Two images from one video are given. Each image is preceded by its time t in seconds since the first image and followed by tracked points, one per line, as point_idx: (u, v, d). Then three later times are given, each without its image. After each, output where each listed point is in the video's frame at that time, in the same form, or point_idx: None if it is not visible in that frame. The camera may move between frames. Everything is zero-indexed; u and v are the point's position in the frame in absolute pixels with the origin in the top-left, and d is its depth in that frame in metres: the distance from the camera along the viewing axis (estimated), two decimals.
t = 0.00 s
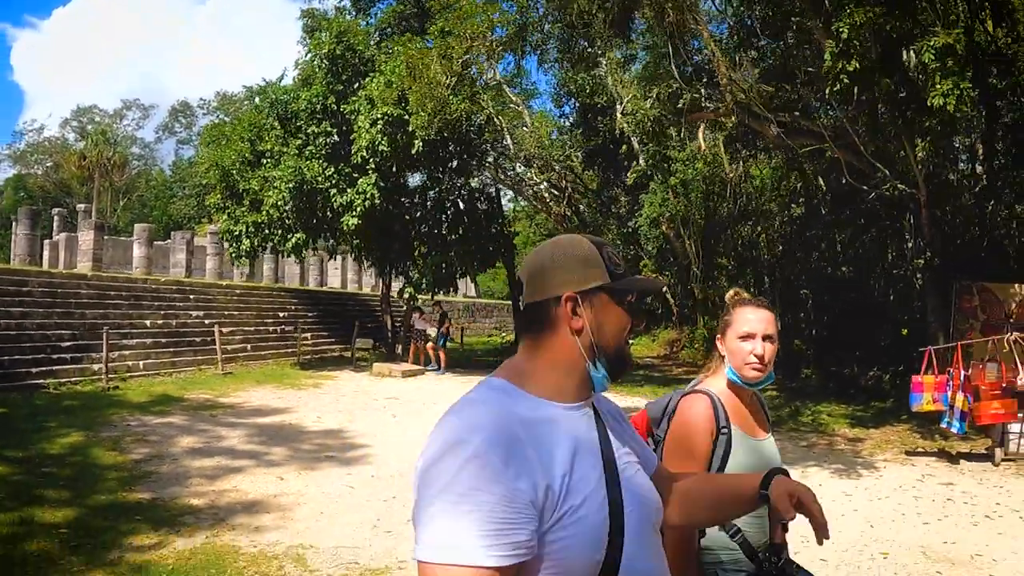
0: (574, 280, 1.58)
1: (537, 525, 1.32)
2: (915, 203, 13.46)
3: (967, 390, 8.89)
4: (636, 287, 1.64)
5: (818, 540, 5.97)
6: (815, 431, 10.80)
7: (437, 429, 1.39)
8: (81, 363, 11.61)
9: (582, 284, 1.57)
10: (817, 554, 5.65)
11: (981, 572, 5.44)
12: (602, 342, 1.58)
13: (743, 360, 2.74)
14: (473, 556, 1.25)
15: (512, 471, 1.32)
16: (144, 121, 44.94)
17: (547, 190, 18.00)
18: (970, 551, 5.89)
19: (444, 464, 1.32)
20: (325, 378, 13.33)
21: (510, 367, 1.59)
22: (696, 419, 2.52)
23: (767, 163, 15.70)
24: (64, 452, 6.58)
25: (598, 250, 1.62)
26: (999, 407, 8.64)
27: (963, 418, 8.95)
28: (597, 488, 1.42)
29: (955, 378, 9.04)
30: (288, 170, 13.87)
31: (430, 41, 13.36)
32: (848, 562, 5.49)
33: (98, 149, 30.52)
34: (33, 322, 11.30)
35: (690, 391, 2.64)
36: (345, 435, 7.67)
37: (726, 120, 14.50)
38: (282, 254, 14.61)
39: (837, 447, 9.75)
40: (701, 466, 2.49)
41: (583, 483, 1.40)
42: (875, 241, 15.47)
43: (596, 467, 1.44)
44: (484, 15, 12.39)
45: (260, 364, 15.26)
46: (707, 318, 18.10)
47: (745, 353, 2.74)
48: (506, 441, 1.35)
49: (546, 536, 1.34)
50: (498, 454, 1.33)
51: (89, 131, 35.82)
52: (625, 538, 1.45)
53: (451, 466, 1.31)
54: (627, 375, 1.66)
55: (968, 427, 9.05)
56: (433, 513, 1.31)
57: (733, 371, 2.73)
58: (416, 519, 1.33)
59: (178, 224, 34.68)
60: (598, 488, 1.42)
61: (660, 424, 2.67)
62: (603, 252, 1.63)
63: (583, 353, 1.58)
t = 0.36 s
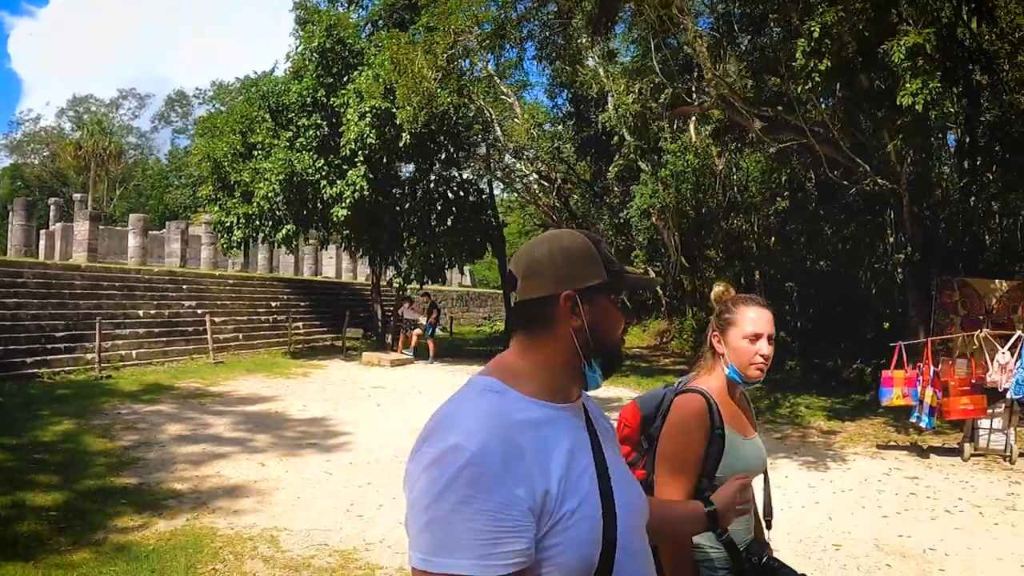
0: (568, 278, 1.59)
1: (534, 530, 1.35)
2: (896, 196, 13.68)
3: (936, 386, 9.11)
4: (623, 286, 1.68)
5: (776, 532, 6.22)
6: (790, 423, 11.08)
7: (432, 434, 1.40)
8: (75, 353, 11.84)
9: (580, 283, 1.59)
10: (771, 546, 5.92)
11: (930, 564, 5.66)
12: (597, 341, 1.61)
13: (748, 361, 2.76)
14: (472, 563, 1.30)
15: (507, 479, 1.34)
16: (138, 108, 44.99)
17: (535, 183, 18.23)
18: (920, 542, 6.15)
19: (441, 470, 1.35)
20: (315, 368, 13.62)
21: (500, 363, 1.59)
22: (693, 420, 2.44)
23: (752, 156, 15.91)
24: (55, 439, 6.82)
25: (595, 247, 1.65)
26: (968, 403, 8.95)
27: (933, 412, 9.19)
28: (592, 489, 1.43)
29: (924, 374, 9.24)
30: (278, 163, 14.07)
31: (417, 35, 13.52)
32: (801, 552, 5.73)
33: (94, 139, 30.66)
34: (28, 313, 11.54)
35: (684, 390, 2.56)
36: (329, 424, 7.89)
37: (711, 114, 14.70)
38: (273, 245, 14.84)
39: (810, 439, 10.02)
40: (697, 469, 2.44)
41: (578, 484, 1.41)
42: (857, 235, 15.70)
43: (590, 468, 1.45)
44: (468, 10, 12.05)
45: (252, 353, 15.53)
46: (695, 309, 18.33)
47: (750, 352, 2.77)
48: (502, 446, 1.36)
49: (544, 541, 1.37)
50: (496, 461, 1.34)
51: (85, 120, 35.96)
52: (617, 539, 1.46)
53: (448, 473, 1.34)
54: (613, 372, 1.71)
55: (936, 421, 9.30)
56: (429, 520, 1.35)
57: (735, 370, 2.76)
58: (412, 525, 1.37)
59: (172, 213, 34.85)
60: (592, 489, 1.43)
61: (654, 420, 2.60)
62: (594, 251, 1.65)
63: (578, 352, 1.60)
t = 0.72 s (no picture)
0: (544, 296, 1.54)
1: (504, 551, 1.33)
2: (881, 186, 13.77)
3: (912, 377, 9.09)
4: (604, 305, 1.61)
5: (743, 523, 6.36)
6: (773, 414, 11.23)
7: (408, 449, 1.38)
8: (70, 346, 12.01)
9: (553, 300, 1.53)
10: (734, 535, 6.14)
11: (889, 557, 5.79)
12: (573, 360, 1.55)
13: (767, 375, 2.56)
14: None
15: (479, 498, 1.32)
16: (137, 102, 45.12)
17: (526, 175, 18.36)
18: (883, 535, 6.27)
19: (413, 485, 1.33)
20: (306, 360, 13.82)
21: (477, 385, 1.53)
22: (701, 438, 2.25)
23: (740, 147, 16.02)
24: (44, 430, 6.98)
25: (568, 263, 1.59)
26: (946, 395, 8.83)
27: (910, 402, 9.22)
28: (564, 511, 1.41)
29: (901, 366, 9.21)
30: (268, 157, 14.22)
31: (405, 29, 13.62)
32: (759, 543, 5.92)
33: (92, 133, 30.81)
34: (23, 307, 11.75)
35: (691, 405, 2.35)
36: (313, 416, 8.02)
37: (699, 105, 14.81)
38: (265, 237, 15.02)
39: (790, 431, 10.16)
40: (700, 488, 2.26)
41: (551, 505, 1.39)
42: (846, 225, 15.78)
43: (564, 490, 1.43)
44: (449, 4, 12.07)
45: (246, 345, 15.73)
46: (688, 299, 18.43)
47: (770, 366, 2.56)
48: (478, 464, 1.34)
49: (514, 562, 1.35)
50: (469, 480, 1.32)
51: (84, 114, 36.13)
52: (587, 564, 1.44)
53: (421, 490, 1.32)
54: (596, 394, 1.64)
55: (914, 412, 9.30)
56: (400, 538, 1.32)
57: (757, 385, 2.55)
58: (382, 542, 1.35)
59: (171, 207, 35.02)
60: (565, 512, 1.41)
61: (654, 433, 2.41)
62: (574, 270, 1.59)
63: (554, 372, 1.54)
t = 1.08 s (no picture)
0: (575, 279, 1.56)
1: (541, 535, 1.34)
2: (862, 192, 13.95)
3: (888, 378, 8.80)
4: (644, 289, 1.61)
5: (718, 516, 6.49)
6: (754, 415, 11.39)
7: (448, 431, 1.39)
8: (59, 345, 12.11)
9: (585, 283, 1.55)
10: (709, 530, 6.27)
11: (858, 557, 5.86)
12: (607, 344, 1.56)
13: (795, 362, 2.55)
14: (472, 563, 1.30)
15: (517, 480, 1.33)
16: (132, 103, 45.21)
17: (514, 178, 18.53)
18: (857, 531, 6.38)
19: (451, 468, 1.35)
20: (293, 361, 13.94)
21: (519, 369, 1.55)
22: (729, 428, 2.28)
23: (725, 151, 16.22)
24: (32, 427, 7.09)
25: (602, 247, 1.61)
26: (922, 396, 8.55)
27: (887, 404, 8.93)
28: (604, 498, 1.41)
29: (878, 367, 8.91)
30: (256, 160, 14.36)
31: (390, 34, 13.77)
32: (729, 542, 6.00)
33: (84, 135, 30.85)
34: (13, 307, 11.85)
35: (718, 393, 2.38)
36: (298, 415, 8.13)
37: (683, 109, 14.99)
38: (254, 239, 15.15)
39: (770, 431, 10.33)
40: (729, 477, 2.30)
41: (591, 492, 1.40)
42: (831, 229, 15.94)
43: (605, 476, 1.43)
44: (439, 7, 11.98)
45: (234, 346, 15.83)
46: (676, 302, 18.58)
47: (799, 354, 2.54)
48: (515, 448, 1.35)
49: (551, 546, 1.36)
50: (508, 462, 1.33)
51: (76, 115, 36.16)
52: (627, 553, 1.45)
53: (459, 472, 1.33)
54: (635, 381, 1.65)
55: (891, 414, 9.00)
56: (437, 517, 1.34)
57: (784, 374, 2.54)
58: (420, 522, 1.37)
59: (163, 208, 35.12)
60: (605, 499, 1.42)
61: (681, 422, 2.42)
62: (608, 253, 1.60)
63: (589, 355, 1.55)
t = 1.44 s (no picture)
0: (570, 274, 1.58)
1: (543, 531, 1.36)
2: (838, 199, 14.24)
3: (857, 379, 8.90)
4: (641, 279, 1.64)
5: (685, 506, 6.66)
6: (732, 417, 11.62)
7: (448, 430, 1.42)
8: (49, 351, 12.32)
9: (580, 277, 1.58)
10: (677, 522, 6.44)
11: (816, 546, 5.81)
12: (604, 338, 1.58)
13: (798, 364, 2.67)
14: (474, 562, 1.32)
15: (518, 477, 1.35)
16: (124, 113, 45.43)
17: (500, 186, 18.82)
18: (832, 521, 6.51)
19: (451, 468, 1.37)
20: (279, 368, 14.14)
21: (518, 363, 1.59)
22: (744, 431, 2.35)
23: (706, 160, 16.52)
24: (21, 427, 7.29)
25: (597, 239, 1.62)
26: (889, 396, 8.66)
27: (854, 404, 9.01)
28: (607, 493, 1.44)
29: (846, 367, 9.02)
30: (242, 169, 14.61)
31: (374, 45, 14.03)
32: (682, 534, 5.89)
33: (75, 143, 31.05)
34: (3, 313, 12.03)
35: (732, 397, 2.44)
36: (281, 418, 8.32)
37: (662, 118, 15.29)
38: (241, 247, 15.39)
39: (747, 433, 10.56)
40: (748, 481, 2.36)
41: (593, 488, 1.42)
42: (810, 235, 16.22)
43: (607, 472, 1.46)
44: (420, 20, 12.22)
45: (222, 352, 16.01)
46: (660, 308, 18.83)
47: (802, 356, 2.67)
48: (515, 446, 1.37)
49: (553, 543, 1.38)
50: (508, 460, 1.35)
51: (67, 124, 36.39)
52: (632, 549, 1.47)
53: (458, 471, 1.36)
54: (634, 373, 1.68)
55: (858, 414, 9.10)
56: (438, 518, 1.36)
57: (788, 375, 2.66)
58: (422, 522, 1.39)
59: (155, 216, 35.30)
60: (608, 495, 1.44)
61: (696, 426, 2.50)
62: (605, 242, 1.63)
63: (586, 350, 1.58)
